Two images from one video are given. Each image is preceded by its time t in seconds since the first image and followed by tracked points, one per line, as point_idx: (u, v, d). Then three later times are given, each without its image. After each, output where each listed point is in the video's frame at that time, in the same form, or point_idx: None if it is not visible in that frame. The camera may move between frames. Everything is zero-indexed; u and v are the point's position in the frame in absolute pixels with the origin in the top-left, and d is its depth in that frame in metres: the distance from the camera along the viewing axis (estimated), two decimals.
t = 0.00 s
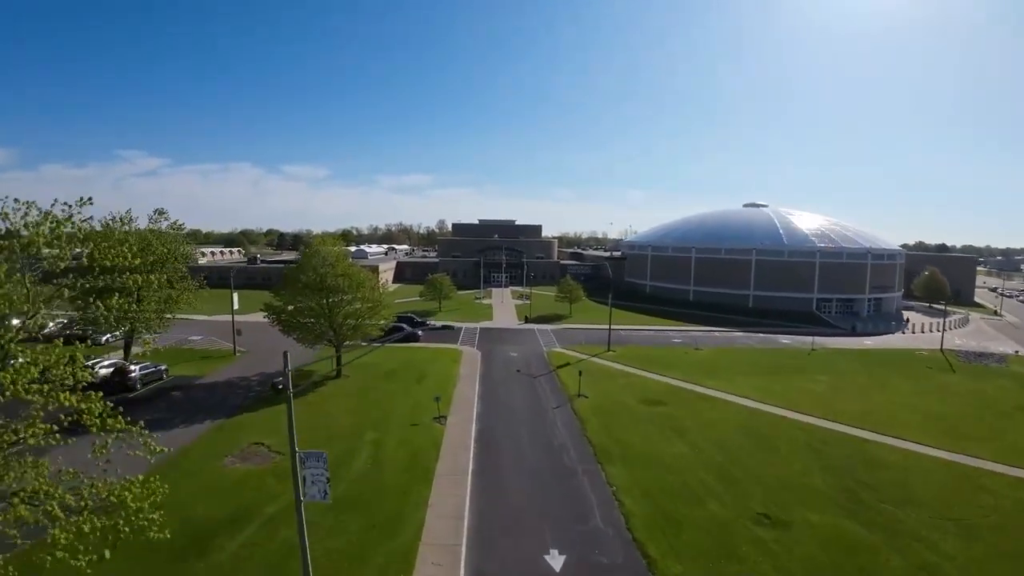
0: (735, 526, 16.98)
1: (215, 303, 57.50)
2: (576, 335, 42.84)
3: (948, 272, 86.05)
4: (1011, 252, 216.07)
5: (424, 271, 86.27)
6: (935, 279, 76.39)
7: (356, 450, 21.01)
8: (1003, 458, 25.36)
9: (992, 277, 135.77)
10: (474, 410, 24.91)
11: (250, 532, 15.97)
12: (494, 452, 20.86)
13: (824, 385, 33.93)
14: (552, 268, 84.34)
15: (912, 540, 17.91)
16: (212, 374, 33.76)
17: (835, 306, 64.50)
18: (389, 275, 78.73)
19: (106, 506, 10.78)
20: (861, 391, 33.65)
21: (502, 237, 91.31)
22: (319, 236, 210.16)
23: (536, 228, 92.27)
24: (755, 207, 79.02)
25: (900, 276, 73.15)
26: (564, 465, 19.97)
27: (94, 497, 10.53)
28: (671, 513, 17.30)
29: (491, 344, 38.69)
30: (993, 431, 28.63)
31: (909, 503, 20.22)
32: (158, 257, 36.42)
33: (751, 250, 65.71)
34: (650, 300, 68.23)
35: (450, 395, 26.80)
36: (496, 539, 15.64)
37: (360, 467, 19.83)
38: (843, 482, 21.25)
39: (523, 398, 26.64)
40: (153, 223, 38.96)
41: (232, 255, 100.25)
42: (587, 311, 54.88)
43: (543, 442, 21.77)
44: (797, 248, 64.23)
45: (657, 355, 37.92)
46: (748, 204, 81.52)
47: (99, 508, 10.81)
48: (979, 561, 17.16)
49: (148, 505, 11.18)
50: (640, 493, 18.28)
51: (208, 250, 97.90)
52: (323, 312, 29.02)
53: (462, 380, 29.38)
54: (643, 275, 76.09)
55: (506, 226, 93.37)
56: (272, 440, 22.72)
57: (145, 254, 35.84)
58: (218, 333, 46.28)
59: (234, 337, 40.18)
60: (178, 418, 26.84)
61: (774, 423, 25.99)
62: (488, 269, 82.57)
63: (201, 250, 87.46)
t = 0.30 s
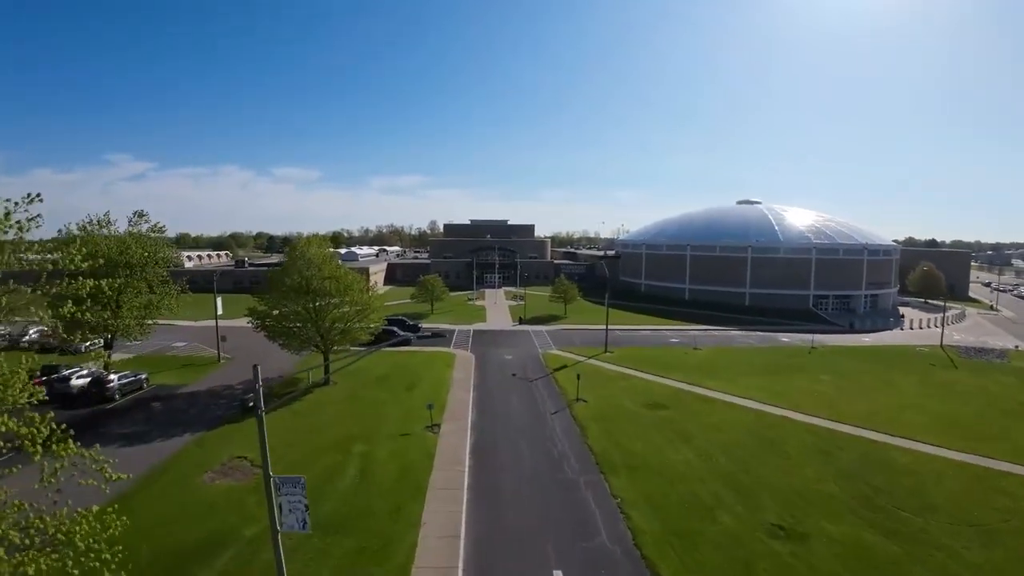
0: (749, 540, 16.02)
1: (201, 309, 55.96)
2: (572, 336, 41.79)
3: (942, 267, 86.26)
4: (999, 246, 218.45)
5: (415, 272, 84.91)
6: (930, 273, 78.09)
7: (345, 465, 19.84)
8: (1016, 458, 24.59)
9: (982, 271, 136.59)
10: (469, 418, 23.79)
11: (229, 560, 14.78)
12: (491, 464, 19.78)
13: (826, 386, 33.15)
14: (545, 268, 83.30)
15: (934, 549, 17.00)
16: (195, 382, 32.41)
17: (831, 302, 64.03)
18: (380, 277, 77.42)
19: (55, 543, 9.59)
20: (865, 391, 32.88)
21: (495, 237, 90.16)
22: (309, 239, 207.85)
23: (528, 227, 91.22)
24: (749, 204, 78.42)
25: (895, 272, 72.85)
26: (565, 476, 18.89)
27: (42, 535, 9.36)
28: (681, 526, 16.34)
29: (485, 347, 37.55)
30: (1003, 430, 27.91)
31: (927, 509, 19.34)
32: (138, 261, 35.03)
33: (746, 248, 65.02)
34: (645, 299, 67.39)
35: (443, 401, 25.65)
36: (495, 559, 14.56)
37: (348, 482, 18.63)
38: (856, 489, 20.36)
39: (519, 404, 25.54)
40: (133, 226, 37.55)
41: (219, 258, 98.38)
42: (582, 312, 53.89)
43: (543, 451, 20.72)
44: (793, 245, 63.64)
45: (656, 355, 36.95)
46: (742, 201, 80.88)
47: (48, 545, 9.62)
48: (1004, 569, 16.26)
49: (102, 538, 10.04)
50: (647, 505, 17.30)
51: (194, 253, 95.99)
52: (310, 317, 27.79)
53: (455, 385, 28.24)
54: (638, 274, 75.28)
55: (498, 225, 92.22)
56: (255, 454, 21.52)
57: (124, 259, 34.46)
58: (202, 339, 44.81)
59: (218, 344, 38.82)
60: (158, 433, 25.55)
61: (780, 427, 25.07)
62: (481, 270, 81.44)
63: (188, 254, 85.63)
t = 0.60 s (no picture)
0: (761, 556, 15.04)
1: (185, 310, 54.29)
2: (568, 337, 40.70)
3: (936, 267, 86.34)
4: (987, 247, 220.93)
5: (406, 271, 83.43)
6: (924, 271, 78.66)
7: (329, 476, 18.61)
8: None
9: (973, 271, 137.32)
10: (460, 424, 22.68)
11: None
12: (485, 476, 18.66)
13: (829, 389, 32.33)
14: (539, 268, 82.19)
15: (954, 563, 16.09)
16: (174, 387, 30.93)
17: (827, 302, 63.53)
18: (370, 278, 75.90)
19: None
20: (868, 395, 32.10)
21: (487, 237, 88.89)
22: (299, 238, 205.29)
23: (521, 226, 90.04)
24: (743, 203, 77.80)
25: (889, 272, 72.55)
26: (564, 488, 17.81)
27: None
28: (689, 541, 15.32)
29: (477, 349, 36.39)
30: (1011, 433, 27.18)
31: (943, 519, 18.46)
32: (114, 260, 33.25)
33: (742, 247, 64.28)
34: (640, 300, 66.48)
35: (433, 407, 24.48)
36: None
37: (331, 496, 17.39)
38: (867, 499, 19.48)
39: (513, 410, 24.45)
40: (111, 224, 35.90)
41: (206, 258, 96.28)
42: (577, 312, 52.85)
43: (539, 461, 19.63)
44: (788, 245, 63.03)
45: (653, 357, 35.96)
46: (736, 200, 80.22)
47: None
48: None
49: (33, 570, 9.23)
50: (651, 519, 16.27)
51: (179, 252, 93.83)
52: (294, 319, 26.52)
53: (446, 390, 27.11)
54: (632, 273, 74.38)
55: (490, 224, 90.94)
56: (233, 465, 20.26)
57: (99, 258, 32.76)
58: (185, 341, 43.20)
59: (201, 346, 37.31)
60: (132, 442, 24.14)
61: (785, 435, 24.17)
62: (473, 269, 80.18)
63: (173, 253, 83.52)
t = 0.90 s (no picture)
0: None
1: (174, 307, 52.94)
2: (566, 339, 39.65)
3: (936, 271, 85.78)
4: (983, 251, 221.19)
5: (401, 270, 82.17)
6: (925, 274, 78.27)
7: (313, 488, 17.48)
8: None
9: (972, 275, 137.14)
10: (454, 431, 21.60)
11: None
12: (480, 488, 17.60)
13: (835, 396, 31.44)
14: (536, 268, 81.09)
15: None
16: (157, 387, 29.67)
17: (828, 305, 62.73)
18: (364, 276, 74.63)
19: None
20: (875, 403, 31.26)
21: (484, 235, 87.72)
22: (294, 235, 203.57)
23: (518, 225, 88.88)
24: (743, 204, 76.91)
25: (890, 275, 71.86)
26: (564, 502, 16.76)
27: None
28: (699, 562, 14.32)
29: (473, 350, 35.26)
30: None
31: (963, 537, 17.56)
32: (96, 255, 31.94)
33: (743, 248, 63.35)
34: (639, 301, 65.49)
35: (425, 413, 23.36)
36: None
37: (315, 510, 16.29)
38: (883, 516, 18.56)
39: (510, 417, 23.37)
40: (95, 217, 34.58)
41: (198, 254, 94.60)
42: (576, 313, 51.78)
43: (538, 473, 18.59)
44: (790, 246, 62.14)
45: (655, 361, 34.97)
46: (736, 201, 79.27)
47: None
48: None
49: None
50: (659, 538, 15.26)
51: (171, 248, 92.27)
52: (282, 318, 25.34)
53: (440, 393, 26.02)
54: (631, 274, 73.39)
55: (487, 223, 89.71)
56: (212, 474, 19.14)
57: (80, 252, 31.44)
58: (172, 339, 41.91)
59: (187, 344, 36.03)
60: (109, 447, 22.93)
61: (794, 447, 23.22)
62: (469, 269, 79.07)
63: (164, 249, 81.98)
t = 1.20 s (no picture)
0: None
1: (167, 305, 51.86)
2: (567, 341, 38.54)
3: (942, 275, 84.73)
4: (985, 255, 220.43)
5: (400, 269, 81.03)
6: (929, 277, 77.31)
7: (299, 501, 16.33)
8: None
9: (975, 280, 136.03)
10: (451, 439, 20.48)
11: None
12: (477, 502, 16.46)
13: (845, 403, 30.36)
14: (537, 268, 79.95)
15: None
16: (142, 388, 28.48)
17: (833, 309, 61.67)
18: (362, 274, 73.47)
19: None
20: (887, 411, 30.21)
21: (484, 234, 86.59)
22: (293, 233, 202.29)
23: (519, 225, 87.64)
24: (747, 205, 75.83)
25: (895, 279, 70.82)
26: (567, 518, 15.64)
27: None
28: None
29: (471, 352, 34.11)
30: None
31: (990, 557, 16.50)
32: (80, 250, 30.78)
33: (747, 250, 62.22)
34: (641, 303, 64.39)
35: (421, 419, 22.22)
36: None
37: (299, 525, 15.13)
38: (905, 534, 17.47)
39: (510, 424, 22.23)
40: (82, 211, 33.42)
41: (194, 252, 93.34)
42: (577, 314, 50.65)
43: (539, 485, 17.46)
44: (795, 248, 61.02)
45: (659, 365, 33.86)
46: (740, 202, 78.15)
47: None
48: None
49: None
50: (669, 559, 14.14)
51: (166, 244, 91.08)
52: (273, 318, 24.20)
53: (436, 397, 24.91)
54: (633, 275, 72.29)
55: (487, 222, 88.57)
56: (192, 485, 17.99)
57: (64, 247, 30.27)
58: (162, 337, 40.73)
59: (175, 343, 34.85)
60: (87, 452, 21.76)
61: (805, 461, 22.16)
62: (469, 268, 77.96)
63: (159, 246, 80.71)
